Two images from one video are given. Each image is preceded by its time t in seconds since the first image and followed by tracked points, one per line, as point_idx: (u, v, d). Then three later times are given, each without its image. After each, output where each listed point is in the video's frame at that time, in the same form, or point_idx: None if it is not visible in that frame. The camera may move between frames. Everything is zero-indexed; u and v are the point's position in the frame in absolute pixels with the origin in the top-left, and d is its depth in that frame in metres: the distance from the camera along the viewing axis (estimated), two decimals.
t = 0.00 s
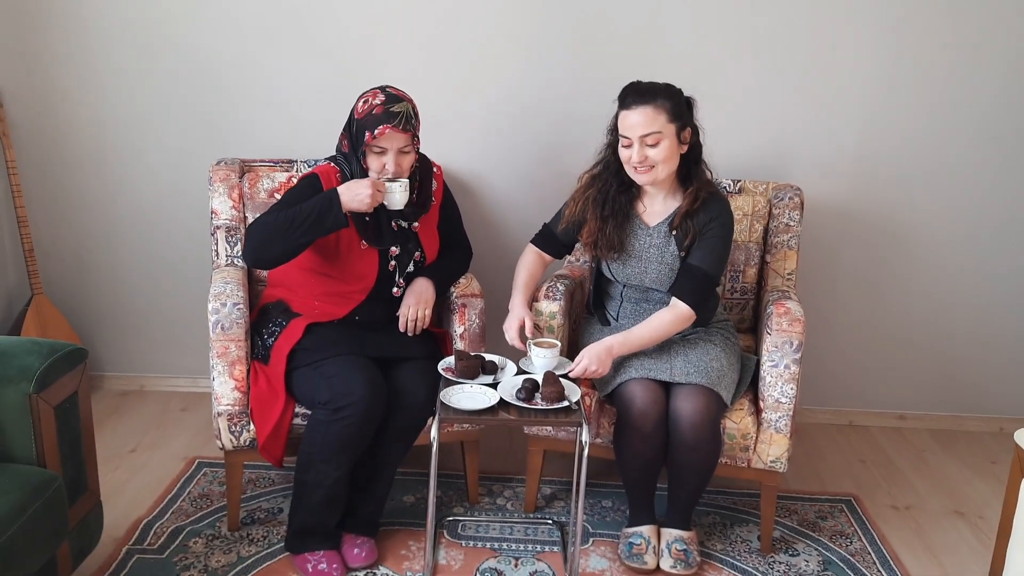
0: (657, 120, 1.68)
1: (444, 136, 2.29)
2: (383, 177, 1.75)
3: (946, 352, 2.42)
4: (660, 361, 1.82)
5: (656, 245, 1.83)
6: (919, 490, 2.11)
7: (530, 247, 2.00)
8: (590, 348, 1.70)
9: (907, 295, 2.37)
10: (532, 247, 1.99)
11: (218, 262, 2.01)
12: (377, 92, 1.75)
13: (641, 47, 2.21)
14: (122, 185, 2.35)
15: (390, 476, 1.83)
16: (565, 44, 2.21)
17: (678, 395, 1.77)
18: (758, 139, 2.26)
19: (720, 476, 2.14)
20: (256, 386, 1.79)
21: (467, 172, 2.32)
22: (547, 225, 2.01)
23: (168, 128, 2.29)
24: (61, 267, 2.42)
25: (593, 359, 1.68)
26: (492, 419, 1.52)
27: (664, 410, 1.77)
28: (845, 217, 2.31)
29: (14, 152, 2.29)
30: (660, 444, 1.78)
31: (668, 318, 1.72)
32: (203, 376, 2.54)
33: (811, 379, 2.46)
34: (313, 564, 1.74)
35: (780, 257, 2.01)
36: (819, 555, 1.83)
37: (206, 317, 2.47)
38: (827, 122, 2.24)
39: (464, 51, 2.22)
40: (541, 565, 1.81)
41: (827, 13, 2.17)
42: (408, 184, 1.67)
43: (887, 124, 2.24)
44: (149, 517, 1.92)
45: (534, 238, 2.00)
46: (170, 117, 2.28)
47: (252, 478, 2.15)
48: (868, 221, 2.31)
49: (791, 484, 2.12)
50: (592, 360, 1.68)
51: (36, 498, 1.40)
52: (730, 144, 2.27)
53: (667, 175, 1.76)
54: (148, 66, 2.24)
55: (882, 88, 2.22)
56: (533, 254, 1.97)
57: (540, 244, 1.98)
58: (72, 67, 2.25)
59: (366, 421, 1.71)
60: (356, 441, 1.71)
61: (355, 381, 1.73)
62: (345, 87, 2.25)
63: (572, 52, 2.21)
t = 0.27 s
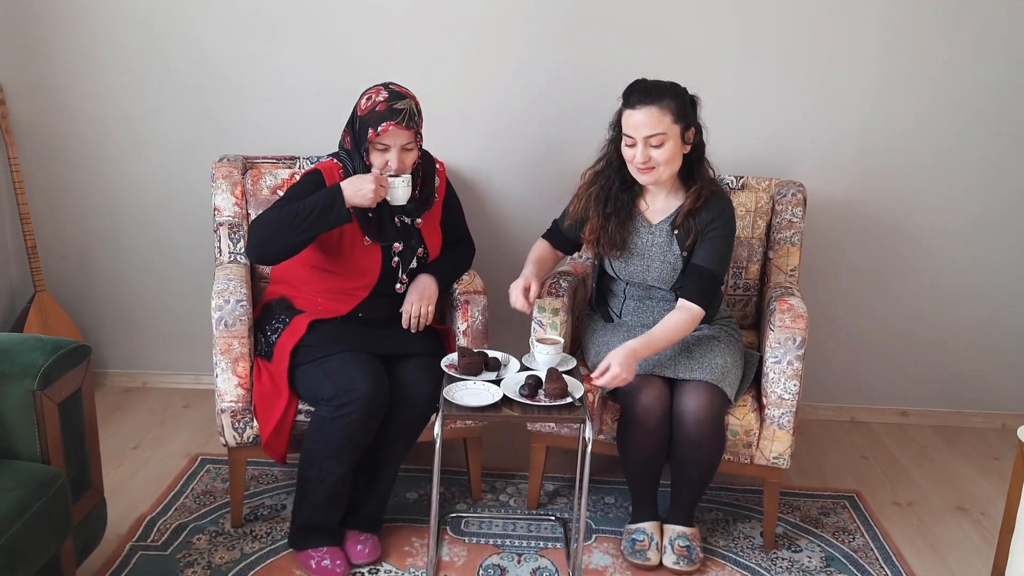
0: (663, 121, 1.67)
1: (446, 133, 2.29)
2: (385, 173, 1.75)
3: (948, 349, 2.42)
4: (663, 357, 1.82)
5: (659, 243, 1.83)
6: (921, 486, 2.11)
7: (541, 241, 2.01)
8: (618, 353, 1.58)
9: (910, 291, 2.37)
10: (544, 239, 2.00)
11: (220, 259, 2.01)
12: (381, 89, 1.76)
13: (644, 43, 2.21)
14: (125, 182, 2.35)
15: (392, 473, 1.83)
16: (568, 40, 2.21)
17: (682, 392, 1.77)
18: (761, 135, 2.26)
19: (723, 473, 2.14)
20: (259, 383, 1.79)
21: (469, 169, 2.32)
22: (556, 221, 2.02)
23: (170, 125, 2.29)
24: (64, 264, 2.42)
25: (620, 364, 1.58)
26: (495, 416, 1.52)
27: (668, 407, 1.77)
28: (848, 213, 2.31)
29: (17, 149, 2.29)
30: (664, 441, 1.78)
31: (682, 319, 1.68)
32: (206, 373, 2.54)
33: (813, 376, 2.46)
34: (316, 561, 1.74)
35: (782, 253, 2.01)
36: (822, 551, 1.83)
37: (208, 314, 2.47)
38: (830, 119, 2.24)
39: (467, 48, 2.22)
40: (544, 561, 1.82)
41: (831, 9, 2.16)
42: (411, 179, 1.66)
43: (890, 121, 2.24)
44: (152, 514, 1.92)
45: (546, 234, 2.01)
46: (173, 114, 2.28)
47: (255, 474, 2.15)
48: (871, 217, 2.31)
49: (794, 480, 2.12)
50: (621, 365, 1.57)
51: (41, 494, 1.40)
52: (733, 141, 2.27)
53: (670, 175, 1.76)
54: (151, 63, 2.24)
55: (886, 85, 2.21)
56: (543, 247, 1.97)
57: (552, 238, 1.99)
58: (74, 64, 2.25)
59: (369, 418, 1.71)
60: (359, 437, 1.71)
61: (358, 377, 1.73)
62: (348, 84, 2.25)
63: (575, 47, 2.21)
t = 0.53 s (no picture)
0: (663, 122, 1.66)
1: (448, 129, 2.28)
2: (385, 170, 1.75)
3: (950, 344, 2.42)
4: (664, 354, 1.81)
5: (654, 243, 1.83)
6: (923, 482, 2.11)
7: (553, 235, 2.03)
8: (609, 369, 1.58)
9: (911, 287, 2.37)
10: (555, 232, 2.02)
11: (222, 255, 2.01)
12: (382, 85, 1.75)
13: (646, 38, 2.20)
14: (126, 178, 2.34)
15: (394, 469, 1.83)
16: (570, 35, 2.20)
17: (683, 388, 1.77)
18: (763, 131, 2.25)
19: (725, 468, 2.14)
20: (261, 379, 1.79)
21: (470, 165, 2.32)
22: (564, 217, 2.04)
23: (171, 121, 2.29)
24: (65, 261, 2.42)
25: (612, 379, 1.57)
26: (498, 412, 1.52)
27: (669, 403, 1.77)
28: (849, 209, 2.31)
29: (17, 145, 2.28)
30: (665, 437, 1.77)
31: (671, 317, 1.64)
32: (207, 369, 2.54)
33: (815, 371, 2.46)
34: (318, 557, 1.74)
35: (784, 249, 2.02)
36: (824, 546, 1.83)
37: (209, 310, 2.48)
38: (832, 114, 2.24)
39: (468, 43, 2.21)
40: (546, 557, 1.82)
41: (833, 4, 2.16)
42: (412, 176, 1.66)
43: (892, 116, 2.23)
44: (154, 510, 1.92)
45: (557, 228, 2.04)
46: (174, 110, 2.28)
47: (257, 470, 2.15)
48: (873, 213, 2.31)
49: (795, 476, 2.12)
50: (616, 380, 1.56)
51: (43, 490, 1.40)
52: (734, 136, 2.26)
53: (670, 178, 1.76)
54: (152, 59, 2.24)
55: (888, 80, 2.21)
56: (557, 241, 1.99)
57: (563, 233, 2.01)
58: (75, 60, 2.24)
59: (371, 414, 1.71)
60: (361, 434, 1.71)
61: (360, 374, 1.73)
62: (349, 80, 2.25)
63: (577, 43, 2.21)
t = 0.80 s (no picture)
0: (664, 122, 1.66)
1: (448, 125, 2.28)
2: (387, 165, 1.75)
3: (951, 339, 2.42)
4: (664, 350, 1.81)
5: (653, 242, 1.83)
6: (925, 477, 2.11)
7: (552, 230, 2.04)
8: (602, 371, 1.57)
9: (913, 282, 2.37)
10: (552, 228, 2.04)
11: (222, 251, 2.01)
12: (383, 81, 1.74)
13: (647, 33, 2.20)
14: (126, 175, 2.34)
15: (395, 465, 1.83)
16: (570, 31, 2.20)
17: (683, 385, 1.77)
18: (764, 126, 2.25)
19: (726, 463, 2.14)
20: (262, 375, 1.79)
21: (471, 161, 2.32)
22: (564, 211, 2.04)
23: (172, 117, 2.29)
24: (66, 257, 2.42)
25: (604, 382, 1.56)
26: (499, 408, 1.52)
27: (670, 399, 1.77)
28: (850, 204, 2.30)
29: (18, 141, 2.28)
30: (666, 433, 1.78)
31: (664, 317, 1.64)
32: (208, 365, 2.54)
33: (815, 366, 2.46)
34: (319, 552, 1.74)
35: (785, 244, 2.01)
36: (825, 541, 1.83)
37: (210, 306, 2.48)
38: (833, 109, 2.23)
39: (467, 39, 2.21)
40: (547, 552, 1.82)
41: None
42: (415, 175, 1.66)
43: (893, 112, 2.23)
44: (156, 506, 1.92)
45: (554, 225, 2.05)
46: (174, 106, 2.28)
47: (259, 466, 2.15)
48: (874, 208, 2.30)
49: (797, 471, 2.12)
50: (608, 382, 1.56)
51: (45, 486, 1.40)
52: (735, 131, 2.26)
53: (670, 178, 1.76)
54: (151, 55, 2.23)
55: (889, 75, 2.21)
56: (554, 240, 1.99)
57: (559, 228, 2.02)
58: (75, 55, 2.24)
59: (372, 410, 1.72)
60: (363, 430, 1.71)
61: (361, 370, 1.73)
62: (350, 75, 2.25)
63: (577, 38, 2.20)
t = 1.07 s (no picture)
0: (665, 119, 1.66)
1: (449, 121, 2.28)
2: (391, 161, 1.76)
3: (952, 335, 2.42)
4: (665, 346, 1.81)
5: (656, 238, 1.83)
6: (925, 473, 2.11)
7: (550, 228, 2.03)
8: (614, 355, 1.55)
9: (914, 278, 2.37)
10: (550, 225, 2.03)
11: (223, 247, 2.01)
12: (385, 77, 1.74)
13: (648, 29, 2.19)
14: (126, 171, 2.34)
15: (396, 461, 1.83)
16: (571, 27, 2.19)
17: (684, 381, 1.76)
18: (764, 121, 2.25)
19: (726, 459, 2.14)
20: (263, 371, 1.79)
21: (472, 157, 2.31)
22: (562, 209, 2.04)
23: (172, 114, 2.29)
24: (67, 254, 2.42)
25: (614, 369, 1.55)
26: (500, 404, 1.52)
27: (670, 395, 1.77)
28: (851, 199, 2.30)
29: (18, 138, 2.28)
30: (667, 429, 1.77)
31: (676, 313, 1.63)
32: (209, 362, 2.55)
33: (816, 362, 2.46)
34: (320, 548, 1.74)
35: (786, 239, 2.01)
36: (825, 537, 1.84)
37: (211, 303, 2.48)
38: (834, 105, 2.23)
39: (467, 34, 2.20)
40: (548, 548, 1.82)
41: None
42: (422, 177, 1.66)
43: (894, 107, 2.23)
44: (157, 502, 1.93)
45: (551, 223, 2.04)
46: (174, 103, 2.27)
47: (260, 462, 2.16)
48: (875, 204, 2.30)
49: (797, 467, 2.12)
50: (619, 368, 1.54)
51: (46, 483, 1.40)
52: (736, 127, 2.26)
53: (671, 173, 1.76)
54: (151, 51, 2.23)
55: (890, 70, 2.20)
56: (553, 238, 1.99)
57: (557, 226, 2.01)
58: (74, 52, 2.24)
59: (373, 406, 1.71)
60: (364, 426, 1.71)
61: (362, 366, 1.73)
62: (349, 71, 2.24)
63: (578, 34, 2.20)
